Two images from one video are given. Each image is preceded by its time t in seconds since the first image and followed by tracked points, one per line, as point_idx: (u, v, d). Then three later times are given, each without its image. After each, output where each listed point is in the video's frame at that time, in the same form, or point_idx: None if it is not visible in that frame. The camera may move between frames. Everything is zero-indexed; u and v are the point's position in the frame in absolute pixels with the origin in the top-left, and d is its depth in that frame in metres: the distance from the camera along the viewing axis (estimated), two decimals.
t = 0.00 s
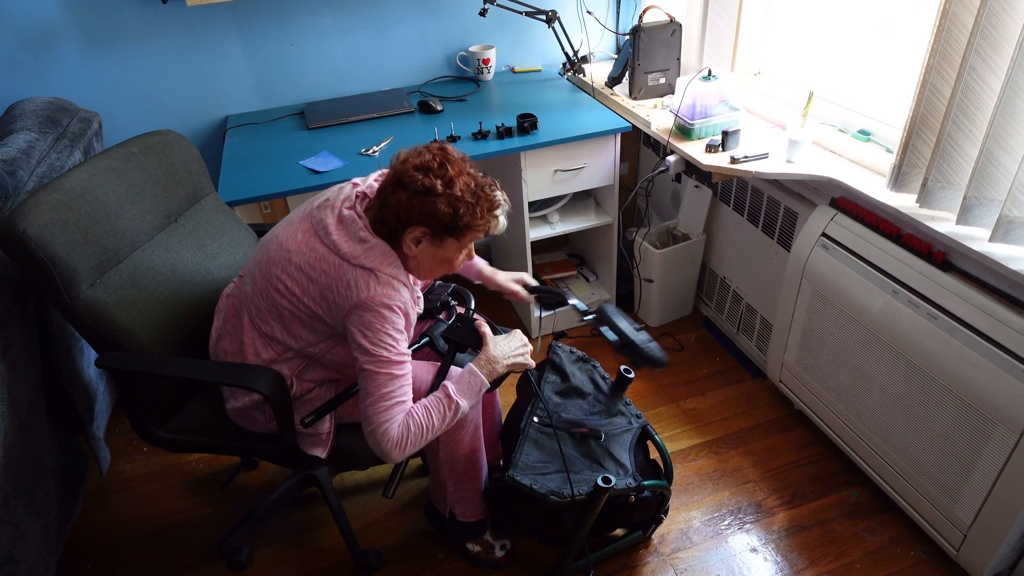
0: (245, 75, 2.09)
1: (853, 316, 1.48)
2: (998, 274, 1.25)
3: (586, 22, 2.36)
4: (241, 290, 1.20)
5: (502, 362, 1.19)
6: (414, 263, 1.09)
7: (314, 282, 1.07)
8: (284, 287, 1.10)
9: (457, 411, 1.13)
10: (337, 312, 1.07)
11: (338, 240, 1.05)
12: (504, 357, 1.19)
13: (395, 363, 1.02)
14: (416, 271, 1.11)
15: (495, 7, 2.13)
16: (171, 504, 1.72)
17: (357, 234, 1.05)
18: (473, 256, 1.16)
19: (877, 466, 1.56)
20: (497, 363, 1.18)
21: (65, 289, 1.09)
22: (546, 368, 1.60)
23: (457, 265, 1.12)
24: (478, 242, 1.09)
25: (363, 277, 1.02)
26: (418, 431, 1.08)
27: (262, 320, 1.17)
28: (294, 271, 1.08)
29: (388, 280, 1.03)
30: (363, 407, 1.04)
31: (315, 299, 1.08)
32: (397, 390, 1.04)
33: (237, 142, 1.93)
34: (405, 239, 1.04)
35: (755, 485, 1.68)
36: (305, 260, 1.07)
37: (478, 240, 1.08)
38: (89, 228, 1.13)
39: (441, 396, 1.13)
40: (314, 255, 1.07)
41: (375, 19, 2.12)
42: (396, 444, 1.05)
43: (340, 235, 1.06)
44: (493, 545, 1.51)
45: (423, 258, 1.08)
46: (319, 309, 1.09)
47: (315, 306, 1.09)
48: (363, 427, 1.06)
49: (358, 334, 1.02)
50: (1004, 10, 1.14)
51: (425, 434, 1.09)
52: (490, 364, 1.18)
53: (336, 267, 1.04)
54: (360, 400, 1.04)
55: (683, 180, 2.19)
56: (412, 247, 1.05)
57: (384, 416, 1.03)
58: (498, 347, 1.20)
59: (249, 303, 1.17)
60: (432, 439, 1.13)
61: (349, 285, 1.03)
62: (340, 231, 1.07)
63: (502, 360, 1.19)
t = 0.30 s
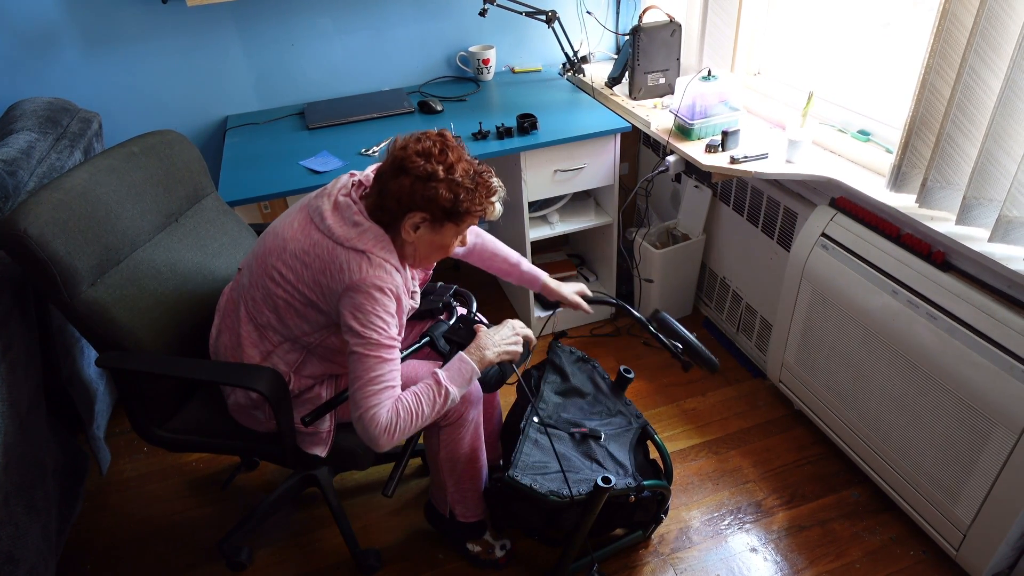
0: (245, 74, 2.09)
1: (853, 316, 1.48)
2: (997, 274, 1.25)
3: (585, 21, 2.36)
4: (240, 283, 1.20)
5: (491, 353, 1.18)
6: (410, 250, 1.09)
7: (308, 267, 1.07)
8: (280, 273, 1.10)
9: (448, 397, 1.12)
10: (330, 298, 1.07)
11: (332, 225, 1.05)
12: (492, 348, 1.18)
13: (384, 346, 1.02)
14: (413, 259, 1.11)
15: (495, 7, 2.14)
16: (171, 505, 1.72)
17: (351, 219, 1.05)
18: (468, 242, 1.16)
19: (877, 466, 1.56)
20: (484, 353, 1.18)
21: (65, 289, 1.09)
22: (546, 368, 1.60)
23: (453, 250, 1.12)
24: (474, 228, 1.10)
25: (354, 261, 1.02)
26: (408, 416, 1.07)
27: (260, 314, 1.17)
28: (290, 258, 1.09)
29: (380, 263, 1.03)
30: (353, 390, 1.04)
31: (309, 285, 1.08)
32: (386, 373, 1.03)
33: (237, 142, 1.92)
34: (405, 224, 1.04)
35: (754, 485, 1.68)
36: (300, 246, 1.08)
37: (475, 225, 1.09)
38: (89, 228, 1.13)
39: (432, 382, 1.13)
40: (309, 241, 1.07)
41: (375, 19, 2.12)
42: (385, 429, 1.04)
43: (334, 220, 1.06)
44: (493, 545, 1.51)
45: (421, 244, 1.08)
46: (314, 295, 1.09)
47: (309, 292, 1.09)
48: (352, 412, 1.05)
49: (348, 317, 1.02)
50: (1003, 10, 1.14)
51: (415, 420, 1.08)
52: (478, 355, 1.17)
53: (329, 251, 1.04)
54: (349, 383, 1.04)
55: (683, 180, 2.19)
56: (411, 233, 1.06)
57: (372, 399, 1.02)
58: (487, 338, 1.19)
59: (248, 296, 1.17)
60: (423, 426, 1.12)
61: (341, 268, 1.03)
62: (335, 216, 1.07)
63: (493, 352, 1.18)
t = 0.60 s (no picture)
0: (245, 74, 2.09)
1: (853, 316, 1.48)
2: (997, 274, 1.25)
3: (585, 21, 2.36)
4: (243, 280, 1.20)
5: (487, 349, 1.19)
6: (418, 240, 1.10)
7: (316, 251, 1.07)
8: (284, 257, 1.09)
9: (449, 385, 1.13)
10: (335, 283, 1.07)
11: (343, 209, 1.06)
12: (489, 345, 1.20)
13: (390, 330, 1.03)
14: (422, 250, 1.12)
15: (495, 7, 2.14)
16: (171, 505, 1.72)
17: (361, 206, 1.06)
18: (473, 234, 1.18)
19: (878, 467, 1.56)
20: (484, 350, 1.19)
21: (65, 288, 1.09)
22: (546, 367, 1.59)
23: (461, 242, 1.13)
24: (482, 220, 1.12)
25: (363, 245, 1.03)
26: (409, 402, 1.07)
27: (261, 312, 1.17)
28: (296, 241, 1.08)
29: (390, 249, 1.04)
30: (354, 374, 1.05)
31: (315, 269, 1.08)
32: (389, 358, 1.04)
33: (237, 142, 1.92)
34: (416, 216, 1.05)
35: (754, 485, 1.68)
36: (309, 230, 1.08)
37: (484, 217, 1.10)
38: (90, 227, 1.13)
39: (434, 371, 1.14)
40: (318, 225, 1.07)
41: (375, 19, 2.12)
42: (386, 413, 1.04)
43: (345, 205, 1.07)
44: (493, 545, 1.51)
45: (429, 236, 1.09)
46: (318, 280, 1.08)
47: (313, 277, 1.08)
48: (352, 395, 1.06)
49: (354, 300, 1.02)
50: (1003, 10, 1.14)
51: (416, 407, 1.08)
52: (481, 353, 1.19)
53: (338, 235, 1.05)
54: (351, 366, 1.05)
55: (683, 180, 2.19)
56: (421, 224, 1.06)
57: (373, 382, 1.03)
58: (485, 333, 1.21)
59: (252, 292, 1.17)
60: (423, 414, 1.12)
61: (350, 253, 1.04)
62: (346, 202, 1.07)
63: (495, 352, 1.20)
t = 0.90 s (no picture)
0: (245, 74, 2.09)
1: (854, 316, 1.49)
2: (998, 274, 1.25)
3: (586, 21, 2.36)
4: (214, 269, 1.19)
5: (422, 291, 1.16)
6: (319, 178, 1.17)
7: (298, 248, 1.12)
8: (263, 245, 1.07)
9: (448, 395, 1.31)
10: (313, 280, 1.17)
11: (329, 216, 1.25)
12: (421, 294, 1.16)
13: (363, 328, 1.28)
14: (327, 189, 1.18)
15: (496, 7, 2.14)
16: (171, 505, 1.72)
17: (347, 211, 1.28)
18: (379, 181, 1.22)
19: (879, 468, 1.56)
20: (419, 295, 1.15)
21: (66, 288, 1.09)
22: (546, 367, 1.59)
23: (362, 186, 1.18)
24: (381, 160, 1.16)
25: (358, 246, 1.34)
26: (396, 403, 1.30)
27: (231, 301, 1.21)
28: (280, 234, 1.09)
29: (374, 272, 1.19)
30: (301, 363, 1.07)
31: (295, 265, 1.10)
32: (348, 351, 1.11)
33: (237, 142, 1.93)
34: (309, 146, 1.11)
35: (755, 485, 1.68)
36: (295, 225, 1.10)
37: (381, 155, 1.15)
38: (91, 227, 1.13)
39: (390, 333, 1.14)
40: (304, 221, 1.12)
41: (375, 19, 2.12)
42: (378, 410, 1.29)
43: (328, 202, 1.21)
44: (494, 545, 1.50)
45: (325, 170, 1.14)
46: (290, 278, 1.08)
47: (286, 273, 1.07)
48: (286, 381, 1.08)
49: (349, 294, 1.29)
50: (1004, 10, 1.14)
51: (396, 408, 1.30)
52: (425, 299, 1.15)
53: (327, 237, 1.18)
54: (299, 355, 1.07)
55: (683, 180, 2.19)
56: (314, 155, 1.12)
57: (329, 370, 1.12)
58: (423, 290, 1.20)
59: (221, 271, 1.19)
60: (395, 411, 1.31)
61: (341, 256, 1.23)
62: (326, 190, 1.18)
63: (439, 298, 1.15)
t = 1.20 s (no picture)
0: (246, 74, 2.09)
1: (855, 316, 1.48)
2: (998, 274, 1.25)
3: (586, 21, 2.36)
4: (210, 264, 1.19)
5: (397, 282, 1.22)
6: (311, 174, 1.17)
7: (291, 238, 1.12)
8: (255, 233, 1.07)
9: (451, 396, 1.32)
10: (306, 272, 1.18)
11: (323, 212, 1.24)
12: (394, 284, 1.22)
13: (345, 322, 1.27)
14: (319, 185, 1.18)
15: (496, 6, 2.14)
16: (171, 505, 1.72)
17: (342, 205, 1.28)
18: (373, 179, 1.21)
19: (879, 468, 1.56)
20: (394, 286, 1.20)
21: (65, 287, 1.09)
22: (546, 367, 1.59)
23: (353, 183, 1.17)
24: (372, 156, 1.16)
25: (356, 243, 1.34)
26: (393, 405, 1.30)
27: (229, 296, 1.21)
28: (273, 224, 1.09)
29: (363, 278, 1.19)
30: (277, 350, 1.09)
31: (286, 254, 1.11)
32: (324, 336, 1.13)
33: (237, 142, 1.93)
34: (298, 140, 1.11)
35: (755, 485, 1.68)
36: (288, 214, 1.11)
37: (371, 151, 1.14)
38: (90, 227, 1.13)
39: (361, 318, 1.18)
40: (298, 211, 1.13)
41: (375, 19, 2.12)
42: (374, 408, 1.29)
43: (323, 198, 1.20)
44: (494, 545, 1.51)
45: (316, 165, 1.14)
46: (277, 267, 1.09)
47: (274, 263, 1.09)
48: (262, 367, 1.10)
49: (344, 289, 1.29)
50: (1004, 9, 1.14)
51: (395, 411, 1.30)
52: (400, 291, 1.20)
53: (322, 229, 1.19)
54: (276, 342, 1.08)
55: (683, 180, 2.19)
56: (304, 150, 1.12)
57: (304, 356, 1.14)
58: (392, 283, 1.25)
59: (218, 265, 1.18)
60: (395, 418, 1.31)
61: (337, 250, 1.24)
62: (318, 185, 1.18)
63: (416, 293, 1.21)
